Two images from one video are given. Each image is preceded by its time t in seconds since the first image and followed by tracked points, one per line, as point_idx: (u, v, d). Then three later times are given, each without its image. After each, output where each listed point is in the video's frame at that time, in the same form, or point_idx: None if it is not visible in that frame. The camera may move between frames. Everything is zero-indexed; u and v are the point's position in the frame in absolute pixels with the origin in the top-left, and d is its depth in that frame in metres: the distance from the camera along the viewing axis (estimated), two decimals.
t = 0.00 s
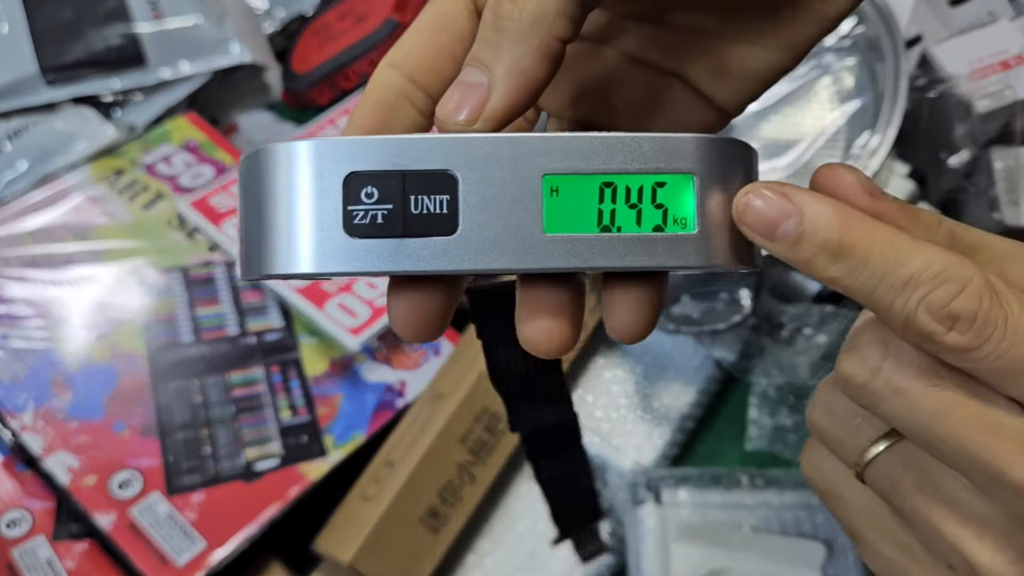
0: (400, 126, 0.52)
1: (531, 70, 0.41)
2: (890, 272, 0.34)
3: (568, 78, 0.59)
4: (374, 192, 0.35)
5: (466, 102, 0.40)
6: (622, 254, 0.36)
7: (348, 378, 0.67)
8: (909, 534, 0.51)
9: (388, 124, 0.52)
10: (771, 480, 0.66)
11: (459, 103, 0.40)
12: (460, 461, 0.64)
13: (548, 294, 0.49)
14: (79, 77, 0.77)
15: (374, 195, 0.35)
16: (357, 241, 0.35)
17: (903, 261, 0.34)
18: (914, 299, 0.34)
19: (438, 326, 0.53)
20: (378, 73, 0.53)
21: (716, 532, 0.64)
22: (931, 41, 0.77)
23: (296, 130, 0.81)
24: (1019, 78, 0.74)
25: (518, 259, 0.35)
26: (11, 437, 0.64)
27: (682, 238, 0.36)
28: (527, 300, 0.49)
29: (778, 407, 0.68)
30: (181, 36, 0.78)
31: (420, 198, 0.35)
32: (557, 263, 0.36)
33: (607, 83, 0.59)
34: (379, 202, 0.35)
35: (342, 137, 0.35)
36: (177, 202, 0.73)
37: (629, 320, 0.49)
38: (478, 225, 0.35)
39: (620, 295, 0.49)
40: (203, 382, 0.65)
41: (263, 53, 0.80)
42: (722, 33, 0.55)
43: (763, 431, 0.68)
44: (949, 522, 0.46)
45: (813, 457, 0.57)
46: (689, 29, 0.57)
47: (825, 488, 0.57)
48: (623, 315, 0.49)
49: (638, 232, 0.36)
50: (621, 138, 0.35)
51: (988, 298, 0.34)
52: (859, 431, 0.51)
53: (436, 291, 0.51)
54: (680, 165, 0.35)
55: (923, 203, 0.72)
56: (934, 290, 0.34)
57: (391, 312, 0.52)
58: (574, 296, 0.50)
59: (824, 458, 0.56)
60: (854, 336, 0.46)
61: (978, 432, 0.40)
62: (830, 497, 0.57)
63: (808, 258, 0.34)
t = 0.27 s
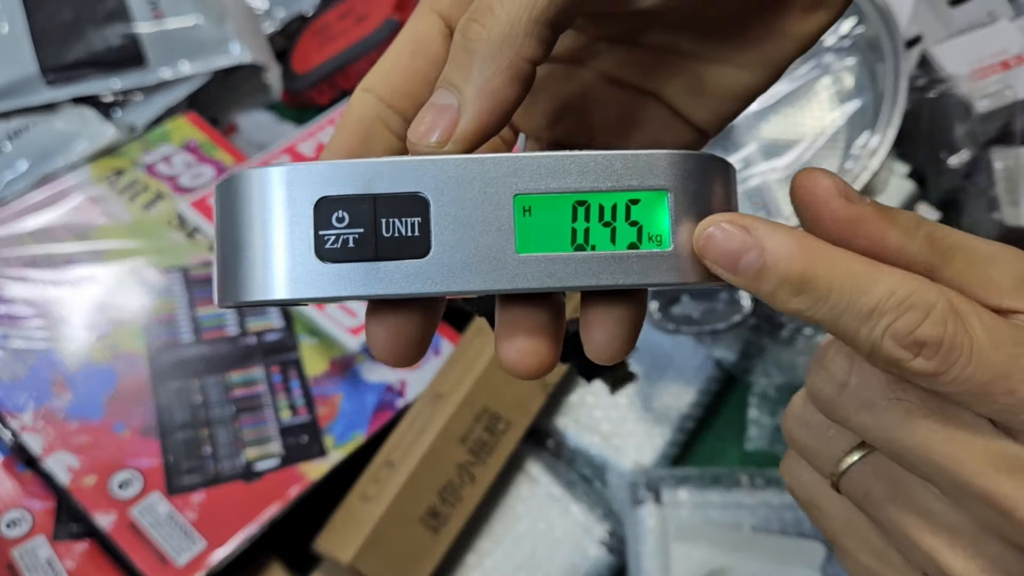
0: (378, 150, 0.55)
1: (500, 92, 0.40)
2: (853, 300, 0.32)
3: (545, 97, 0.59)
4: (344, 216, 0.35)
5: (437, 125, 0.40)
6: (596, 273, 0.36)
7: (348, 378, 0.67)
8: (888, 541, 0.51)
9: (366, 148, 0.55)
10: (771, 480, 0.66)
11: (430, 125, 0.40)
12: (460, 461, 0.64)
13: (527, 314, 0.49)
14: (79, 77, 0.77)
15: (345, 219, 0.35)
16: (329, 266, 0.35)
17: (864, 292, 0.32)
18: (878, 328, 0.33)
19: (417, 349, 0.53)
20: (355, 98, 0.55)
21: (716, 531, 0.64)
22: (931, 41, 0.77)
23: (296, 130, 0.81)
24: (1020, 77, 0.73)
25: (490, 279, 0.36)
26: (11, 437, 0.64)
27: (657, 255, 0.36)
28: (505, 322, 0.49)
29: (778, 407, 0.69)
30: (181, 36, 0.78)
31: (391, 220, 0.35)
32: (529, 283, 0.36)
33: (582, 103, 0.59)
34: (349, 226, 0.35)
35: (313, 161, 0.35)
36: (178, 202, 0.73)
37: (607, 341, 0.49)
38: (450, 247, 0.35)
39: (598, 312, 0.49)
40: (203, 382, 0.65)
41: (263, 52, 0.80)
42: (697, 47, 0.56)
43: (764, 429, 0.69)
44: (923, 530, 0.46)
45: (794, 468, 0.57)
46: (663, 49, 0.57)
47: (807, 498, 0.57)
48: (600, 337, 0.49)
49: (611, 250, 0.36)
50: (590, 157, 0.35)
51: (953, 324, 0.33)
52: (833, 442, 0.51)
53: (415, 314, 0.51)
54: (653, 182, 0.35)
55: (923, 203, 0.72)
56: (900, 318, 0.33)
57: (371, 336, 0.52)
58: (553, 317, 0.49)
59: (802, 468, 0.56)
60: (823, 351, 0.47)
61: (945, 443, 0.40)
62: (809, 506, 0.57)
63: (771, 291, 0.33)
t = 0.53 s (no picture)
0: (378, 154, 0.55)
1: (493, 100, 0.40)
2: (857, 275, 0.33)
3: (542, 99, 0.59)
4: (336, 223, 0.35)
5: (428, 130, 0.40)
6: (589, 274, 0.36)
7: (348, 378, 0.67)
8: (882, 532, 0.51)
9: (365, 153, 0.54)
10: (771, 480, 0.66)
11: (421, 130, 0.40)
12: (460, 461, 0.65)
13: (522, 317, 0.49)
14: (78, 77, 0.76)
15: (336, 225, 0.35)
16: (322, 272, 0.35)
17: (866, 266, 0.33)
18: (879, 302, 0.33)
19: (415, 352, 0.53)
20: (355, 103, 0.56)
21: (716, 531, 0.64)
22: (932, 40, 0.77)
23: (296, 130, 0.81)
24: (1019, 78, 0.73)
25: (481, 283, 0.36)
26: (11, 437, 0.64)
27: (649, 256, 0.36)
28: (500, 324, 0.49)
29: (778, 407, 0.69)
30: (181, 36, 0.78)
31: (383, 225, 0.35)
32: (521, 285, 0.36)
33: (579, 104, 0.59)
34: (341, 232, 0.35)
35: (303, 168, 0.35)
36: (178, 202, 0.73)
37: (599, 345, 0.49)
38: (442, 250, 0.36)
39: (591, 315, 0.49)
40: (203, 382, 0.65)
41: (262, 52, 0.80)
42: (693, 53, 0.56)
43: (763, 430, 0.69)
44: (914, 515, 0.46)
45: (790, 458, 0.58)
46: (659, 54, 0.57)
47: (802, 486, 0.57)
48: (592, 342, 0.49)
49: (604, 251, 0.36)
50: (580, 159, 0.35)
51: (952, 300, 0.33)
52: (830, 429, 0.51)
53: (412, 316, 0.51)
54: (644, 183, 0.35)
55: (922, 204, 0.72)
56: (900, 294, 0.33)
57: (368, 339, 0.52)
58: (548, 319, 0.49)
59: (798, 458, 0.57)
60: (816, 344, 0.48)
61: (933, 428, 0.40)
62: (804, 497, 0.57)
63: (773, 265, 0.33)
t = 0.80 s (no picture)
0: (377, 151, 0.54)
1: (490, 102, 0.40)
2: (852, 276, 0.32)
3: (541, 99, 0.59)
4: (334, 221, 0.35)
5: (427, 130, 0.40)
6: (583, 274, 0.36)
7: (348, 378, 0.67)
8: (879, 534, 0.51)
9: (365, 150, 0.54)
10: (771, 480, 0.66)
11: (419, 130, 0.40)
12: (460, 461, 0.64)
13: (517, 315, 0.49)
14: (78, 77, 0.76)
15: (335, 223, 0.35)
16: (320, 269, 0.36)
17: (861, 267, 0.32)
18: (874, 302, 0.33)
19: (413, 345, 0.53)
20: (355, 100, 0.55)
21: (716, 531, 0.64)
22: (932, 40, 0.77)
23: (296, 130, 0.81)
24: (1019, 78, 0.73)
25: (477, 283, 0.36)
26: (11, 437, 0.64)
27: (643, 255, 0.36)
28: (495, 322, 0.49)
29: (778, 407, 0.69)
30: (181, 37, 0.78)
31: (380, 224, 0.35)
32: (515, 284, 0.36)
33: (578, 104, 0.59)
34: (339, 230, 0.35)
35: (303, 166, 0.35)
36: (178, 202, 0.73)
37: (595, 343, 0.49)
38: (438, 250, 0.36)
39: (588, 313, 0.49)
40: (203, 382, 0.65)
41: (263, 52, 0.80)
42: (694, 55, 0.56)
43: (764, 430, 0.68)
44: (908, 515, 0.46)
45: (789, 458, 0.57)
46: (659, 55, 0.57)
47: (799, 486, 0.57)
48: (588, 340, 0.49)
49: (597, 251, 0.36)
50: (576, 159, 0.35)
51: (944, 302, 0.33)
52: (825, 429, 0.51)
53: (410, 314, 0.51)
54: (638, 183, 0.35)
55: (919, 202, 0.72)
56: (895, 294, 0.33)
57: (367, 334, 0.52)
58: (544, 317, 0.49)
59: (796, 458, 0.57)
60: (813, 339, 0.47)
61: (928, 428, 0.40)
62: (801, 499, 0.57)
63: (770, 263, 0.32)
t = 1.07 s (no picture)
0: (393, 154, 0.54)
1: (507, 102, 0.40)
2: (865, 254, 0.33)
3: (555, 98, 0.59)
4: (353, 221, 0.35)
5: (443, 129, 0.40)
6: (602, 272, 0.36)
7: (348, 378, 0.67)
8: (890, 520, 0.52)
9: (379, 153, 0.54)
10: (771, 480, 0.66)
11: (435, 130, 0.40)
12: (461, 461, 0.64)
13: (537, 315, 0.49)
14: (78, 77, 0.77)
15: (353, 224, 0.35)
16: (339, 270, 0.36)
17: (873, 245, 0.33)
18: (887, 280, 0.33)
19: (425, 349, 0.53)
20: (368, 101, 0.55)
21: (716, 531, 0.64)
22: (933, 40, 0.77)
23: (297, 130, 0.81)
24: (1020, 79, 0.73)
25: (497, 283, 0.36)
26: (12, 437, 0.64)
27: (663, 253, 0.36)
28: (514, 321, 0.49)
29: (779, 406, 0.69)
30: (181, 37, 0.78)
31: (399, 224, 0.35)
32: (536, 283, 0.36)
33: (590, 103, 0.60)
34: (358, 231, 0.35)
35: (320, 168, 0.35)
36: (177, 202, 0.73)
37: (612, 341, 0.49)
38: (457, 249, 0.36)
39: (606, 312, 0.49)
40: (203, 382, 0.65)
41: (263, 52, 0.80)
42: (710, 54, 0.56)
43: (764, 430, 0.68)
44: (918, 494, 0.46)
45: (798, 439, 0.57)
46: (671, 53, 0.57)
47: (808, 467, 0.57)
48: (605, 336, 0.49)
49: (617, 249, 0.36)
50: (594, 157, 0.35)
51: (956, 278, 0.34)
52: (834, 408, 0.51)
53: (428, 315, 0.51)
54: (658, 180, 0.35)
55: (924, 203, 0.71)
56: (906, 271, 0.33)
57: (384, 336, 0.52)
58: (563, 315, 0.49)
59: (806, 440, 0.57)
60: (822, 321, 0.47)
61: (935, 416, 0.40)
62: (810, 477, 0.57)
63: (782, 242, 0.32)
